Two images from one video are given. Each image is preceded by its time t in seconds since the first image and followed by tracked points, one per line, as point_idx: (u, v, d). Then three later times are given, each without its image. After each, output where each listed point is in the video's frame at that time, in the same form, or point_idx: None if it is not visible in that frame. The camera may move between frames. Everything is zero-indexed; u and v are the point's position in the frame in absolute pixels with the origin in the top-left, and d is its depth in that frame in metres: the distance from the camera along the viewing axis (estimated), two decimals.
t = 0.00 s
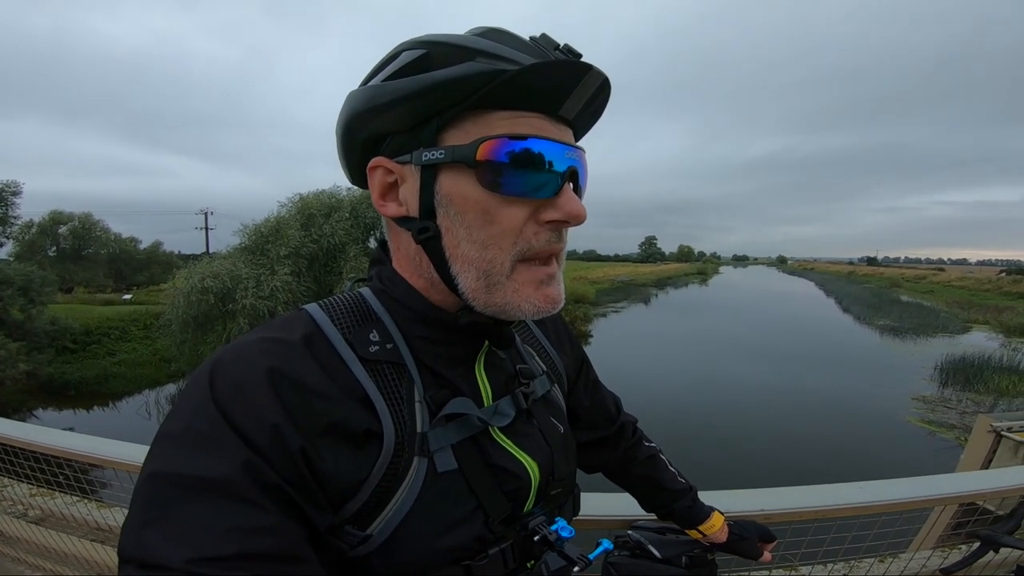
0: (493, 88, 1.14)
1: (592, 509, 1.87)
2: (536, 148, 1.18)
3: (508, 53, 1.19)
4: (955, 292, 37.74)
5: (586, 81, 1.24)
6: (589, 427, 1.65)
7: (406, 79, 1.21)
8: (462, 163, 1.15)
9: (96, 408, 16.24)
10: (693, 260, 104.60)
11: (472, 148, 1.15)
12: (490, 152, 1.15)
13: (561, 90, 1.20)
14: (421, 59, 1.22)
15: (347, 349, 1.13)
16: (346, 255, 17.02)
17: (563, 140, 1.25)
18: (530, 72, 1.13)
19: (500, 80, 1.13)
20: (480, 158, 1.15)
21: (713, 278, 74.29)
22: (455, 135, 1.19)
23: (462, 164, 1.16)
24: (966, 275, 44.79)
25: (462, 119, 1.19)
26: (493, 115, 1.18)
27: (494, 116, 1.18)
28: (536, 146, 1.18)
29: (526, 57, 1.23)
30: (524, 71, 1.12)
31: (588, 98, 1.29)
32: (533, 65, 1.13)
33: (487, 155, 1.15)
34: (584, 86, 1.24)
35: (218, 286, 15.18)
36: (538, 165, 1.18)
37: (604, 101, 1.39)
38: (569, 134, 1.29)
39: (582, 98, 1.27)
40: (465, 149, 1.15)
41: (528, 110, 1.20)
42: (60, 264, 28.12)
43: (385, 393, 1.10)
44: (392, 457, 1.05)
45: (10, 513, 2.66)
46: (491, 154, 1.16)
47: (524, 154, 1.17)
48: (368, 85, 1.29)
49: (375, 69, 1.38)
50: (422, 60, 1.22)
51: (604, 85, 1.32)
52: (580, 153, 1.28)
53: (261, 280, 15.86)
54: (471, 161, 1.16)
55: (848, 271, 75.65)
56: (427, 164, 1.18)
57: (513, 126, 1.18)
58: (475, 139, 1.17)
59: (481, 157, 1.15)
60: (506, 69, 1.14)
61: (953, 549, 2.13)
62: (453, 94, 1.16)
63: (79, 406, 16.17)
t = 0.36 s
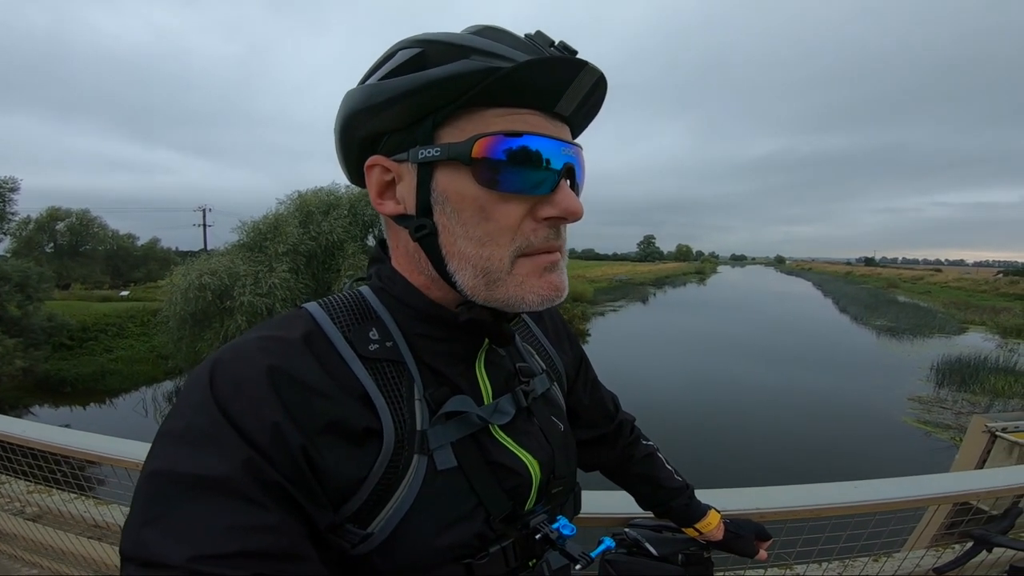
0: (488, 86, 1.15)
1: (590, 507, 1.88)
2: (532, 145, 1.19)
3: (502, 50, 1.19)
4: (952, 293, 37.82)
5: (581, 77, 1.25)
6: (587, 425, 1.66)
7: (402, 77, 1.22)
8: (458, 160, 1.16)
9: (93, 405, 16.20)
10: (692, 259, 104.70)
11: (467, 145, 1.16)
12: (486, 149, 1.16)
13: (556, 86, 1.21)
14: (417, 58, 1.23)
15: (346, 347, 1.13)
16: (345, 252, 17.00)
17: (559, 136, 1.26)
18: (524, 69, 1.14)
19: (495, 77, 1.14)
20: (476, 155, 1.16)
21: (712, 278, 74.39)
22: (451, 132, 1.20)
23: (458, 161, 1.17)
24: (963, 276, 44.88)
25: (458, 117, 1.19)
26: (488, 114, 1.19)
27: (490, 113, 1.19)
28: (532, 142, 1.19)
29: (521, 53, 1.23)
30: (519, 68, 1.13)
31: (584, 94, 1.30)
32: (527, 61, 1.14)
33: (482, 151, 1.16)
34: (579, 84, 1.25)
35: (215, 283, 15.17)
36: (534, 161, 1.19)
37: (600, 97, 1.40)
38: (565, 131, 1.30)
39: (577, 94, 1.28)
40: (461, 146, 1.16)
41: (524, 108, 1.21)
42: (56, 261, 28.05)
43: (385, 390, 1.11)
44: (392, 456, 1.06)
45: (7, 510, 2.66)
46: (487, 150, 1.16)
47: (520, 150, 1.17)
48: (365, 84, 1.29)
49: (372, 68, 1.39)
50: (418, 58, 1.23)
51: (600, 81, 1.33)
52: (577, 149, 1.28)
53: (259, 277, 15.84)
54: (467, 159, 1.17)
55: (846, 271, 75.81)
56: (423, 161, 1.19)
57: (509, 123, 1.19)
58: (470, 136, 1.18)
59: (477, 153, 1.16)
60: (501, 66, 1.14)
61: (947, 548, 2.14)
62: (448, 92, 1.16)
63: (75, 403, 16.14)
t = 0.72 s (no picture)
0: (484, 92, 1.16)
1: (588, 505, 1.89)
2: (527, 151, 1.19)
3: (499, 56, 1.20)
4: (954, 296, 37.81)
5: (580, 84, 1.26)
6: (586, 425, 1.67)
7: (403, 81, 1.22)
8: (452, 165, 1.17)
9: (93, 403, 16.22)
10: (693, 261, 104.71)
11: (462, 150, 1.17)
12: (478, 154, 1.17)
13: (554, 92, 1.22)
14: (417, 61, 1.24)
15: (347, 346, 1.14)
16: (346, 252, 17.03)
17: (555, 143, 1.27)
18: (521, 76, 1.15)
19: (492, 83, 1.15)
20: (470, 159, 1.17)
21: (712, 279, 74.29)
22: (446, 138, 1.21)
23: (452, 166, 1.17)
24: (964, 279, 44.81)
25: (454, 122, 1.20)
26: (485, 119, 1.20)
27: (486, 119, 1.20)
28: (527, 149, 1.20)
29: (519, 58, 1.24)
30: (514, 75, 1.14)
31: (583, 100, 1.30)
32: (525, 69, 1.15)
33: (476, 157, 1.17)
34: (578, 90, 1.26)
35: (217, 282, 15.19)
36: (527, 169, 1.19)
37: (599, 104, 1.40)
38: (563, 137, 1.30)
39: (575, 101, 1.29)
40: (455, 151, 1.17)
41: (522, 114, 1.22)
42: (57, 259, 28.12)
43: (385, 389, 1.12)
44: (392, 454, 1.07)
45: (7, 507, 2.67)
46: (481, 155, 1.17)
47: (514, 157, 1.18)
48: (365, 86, 1.31)
49: (374, 70, 1.40)
50: (416, 62, 1.24)
51: (599, 88, 1.34)
52: (573, 156, 1.29)
53: (260, 276, 15.87)
54: (461, 164, 1.17)
55: (847, 274, 75.76)
56: (419, 165, 1.20)
57: (505, 129, 1.20)
58: (466, 142, 1.19)
59: (470, 158, 1.17)
60: (497, 72, 1.15)
61: (942, 549, 2.16)
62: (446, 96, 1.17)
63: (76, 402, 16.16)
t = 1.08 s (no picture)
0: (494, 90, 1.16)
1: (592, 507, 1.88)
2: (538, 151, 1.20)
3: (509, 54, 1.20)
4: (961, 298, 37.53)
5: (592, 83, 1.25)
6: (591, 426, 1.67)
7: (410, 79, 1.23)
8: (460, 165, 1.17)
9: (99, 404, 16.31)
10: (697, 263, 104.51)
11: (470, 150, 1.17)
12: (489, 154, 1.17)
13: (566, 92, 1.22)
14: (426, 58, 1.24)
15: (353, 346, 1.14)
16: (350, 254, 17.08)
17: (566, 143, 1.26)
18: (532, 75, 1.15)
19: (503, 83, 1.15)
20: (479, 158, 1.17)
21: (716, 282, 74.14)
22: (455, 137, 1.21)
23: (460, 166, 1.17)
24: (971, 281, 44.59)
25: (464, 121, 1.20)
26: (495, 119, 1.20)
27: (497, 119, 1.20)
28: (537, 149, 1.20)
29: (529, 57, 1.24)
30: (525, 74, 1.14)
31: (595, 100, 1.30)
32: (535, 68, 1.14)
33: (486, 157, 1.17)
34: (590, 89, 1.26)
35: (222, 284, 15.25)
36: (537, 169, 1.19)
37: (611, 103, 1.40)
38: (574, 137, 1.30)
39: (588, 100, 1.29)
40: (463, 151, 1.17)
41: (533, 114, 1.22)
42: (64, 261, 28.32)
43: (390, 390, 1.12)
44: (396, 454, 1.07)
45: (14, 507, 2.69)
46: (491, 155, 1.17)
47: (524, 156, 1.18)
48: (374, 84, 1.31)
49: (382, 69, 1.40)
50: (425, 60, 1.24)
51: (612, 87, 1.33)
52: (584, 157, 1.29)
53: (265, 278, 15.93)
54: (470, 163, 1.17)
55: (852, 276, 75.46)
56: (427, 165, 1.20)
57: (515, 129, 1.20)
58: (473, 142, 1.19)
59: (479, 157, 1.17)
60: (507, 72, 1.15)
61: (950, 551, 2.13)
62: (455, 95, 1.17)
63: (82, 403, 16.25)
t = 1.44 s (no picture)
0: (499, 91, 1.16)
1: (592, 508, 1.87)
2: (543, 152, 1.20)
3: (515, 53, 1.20)
4: (964, 299, 37.42)
5: (597, 83, 1.25)
6: (592, 426, 1.67)
7: (416, 78, 1.23)
8: (467, 164, 1.17)
9: (101, 406, 16.33)
10: (699, 265, 104.44)
11: (476, 150, 1.17)
12: (494, 154, 1.17)
13: (572, 92, 1.21)
14: (431, 58, 1.24)
15: (356, 345, 1.14)
16: (352, 257, 17.11)
17: (570, 143, 1.26)
18: (537, 76, 1.15)
19: (509, 84, 1.15)
20: (484, 158, 1.17)
21: (719, 284, 74.09)
22: (460, 137, 1.21)
23: (467, 165, 1.17)
24: (973, 282, 44.57)
25: (469, 122, 1.20)
26: (501, 119, 1.20)
27: (502, 119, 1.20)
28: (542, 149, 1.20)
29: (536, 58, 1.24)
30: (531, 73, 1.13)
31: (600, 100, 1.30)
32: (541, 69, 1.14)
33: (491, 157, 1.17)
34: (596, 89, 1.26)
35: (224, 286, 15.27)
36: (541, 170, 1.19)
37: (616, 103, 1.39)
38: (578, 138, 1.30)
39: (593, 100, 1.28)
40: (469, 151, 1.17)
41: (538, 114, 1.22)
42: (67, 264, 28.38)
43: (392, 390, 1.12)
44: (397, 455, 1.06)
45: (16, 509, 2.69)
46: (496, 155, 1.17)
47: (529, 156, 1.18)
48: (379, 84, 1.32)
49: (386, 70, 1.41)
50: (432, 59, 1.24)
51: (618, 87, 1.33)
52: (589, 158, 1.30)
53: (267, 280, 15.96)
54: (476, 163, 1.17)
55: (854, 277, 75.38)
56: (432, 165, 1.20)
57: (520, 130, 1.20)
58: (480, 142, 1.19)
59: (485, 157, 1.17)
60: (514, 72, 1.15)
61: (954, 552, 2.12)
62: (459, 95, 1.18)
63: (84, 405, 16.27)
